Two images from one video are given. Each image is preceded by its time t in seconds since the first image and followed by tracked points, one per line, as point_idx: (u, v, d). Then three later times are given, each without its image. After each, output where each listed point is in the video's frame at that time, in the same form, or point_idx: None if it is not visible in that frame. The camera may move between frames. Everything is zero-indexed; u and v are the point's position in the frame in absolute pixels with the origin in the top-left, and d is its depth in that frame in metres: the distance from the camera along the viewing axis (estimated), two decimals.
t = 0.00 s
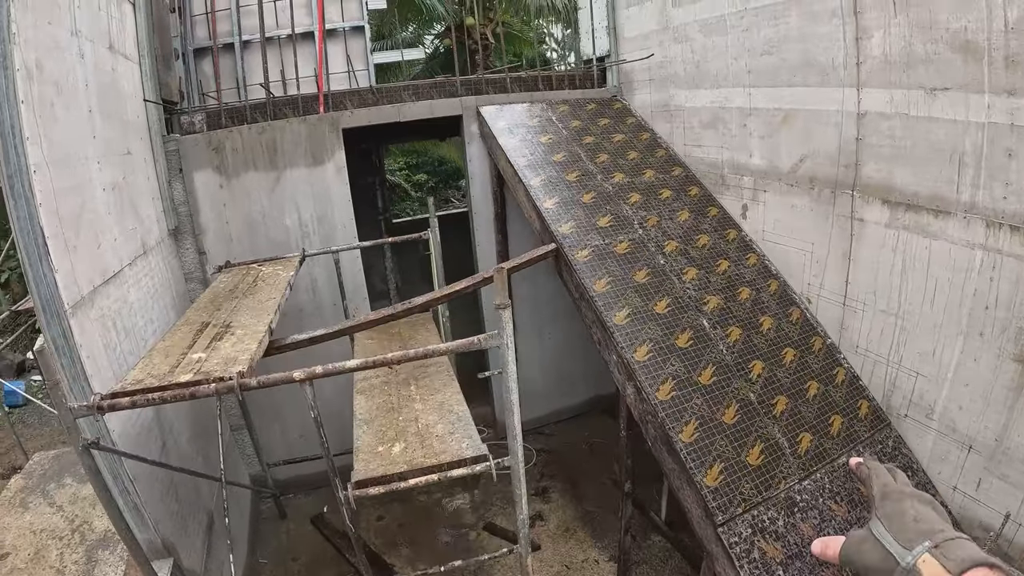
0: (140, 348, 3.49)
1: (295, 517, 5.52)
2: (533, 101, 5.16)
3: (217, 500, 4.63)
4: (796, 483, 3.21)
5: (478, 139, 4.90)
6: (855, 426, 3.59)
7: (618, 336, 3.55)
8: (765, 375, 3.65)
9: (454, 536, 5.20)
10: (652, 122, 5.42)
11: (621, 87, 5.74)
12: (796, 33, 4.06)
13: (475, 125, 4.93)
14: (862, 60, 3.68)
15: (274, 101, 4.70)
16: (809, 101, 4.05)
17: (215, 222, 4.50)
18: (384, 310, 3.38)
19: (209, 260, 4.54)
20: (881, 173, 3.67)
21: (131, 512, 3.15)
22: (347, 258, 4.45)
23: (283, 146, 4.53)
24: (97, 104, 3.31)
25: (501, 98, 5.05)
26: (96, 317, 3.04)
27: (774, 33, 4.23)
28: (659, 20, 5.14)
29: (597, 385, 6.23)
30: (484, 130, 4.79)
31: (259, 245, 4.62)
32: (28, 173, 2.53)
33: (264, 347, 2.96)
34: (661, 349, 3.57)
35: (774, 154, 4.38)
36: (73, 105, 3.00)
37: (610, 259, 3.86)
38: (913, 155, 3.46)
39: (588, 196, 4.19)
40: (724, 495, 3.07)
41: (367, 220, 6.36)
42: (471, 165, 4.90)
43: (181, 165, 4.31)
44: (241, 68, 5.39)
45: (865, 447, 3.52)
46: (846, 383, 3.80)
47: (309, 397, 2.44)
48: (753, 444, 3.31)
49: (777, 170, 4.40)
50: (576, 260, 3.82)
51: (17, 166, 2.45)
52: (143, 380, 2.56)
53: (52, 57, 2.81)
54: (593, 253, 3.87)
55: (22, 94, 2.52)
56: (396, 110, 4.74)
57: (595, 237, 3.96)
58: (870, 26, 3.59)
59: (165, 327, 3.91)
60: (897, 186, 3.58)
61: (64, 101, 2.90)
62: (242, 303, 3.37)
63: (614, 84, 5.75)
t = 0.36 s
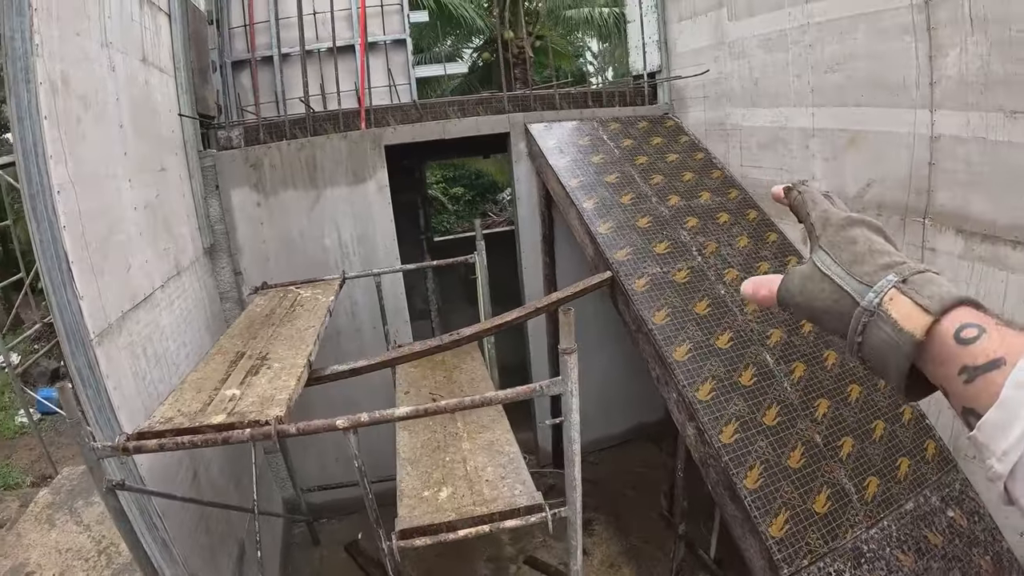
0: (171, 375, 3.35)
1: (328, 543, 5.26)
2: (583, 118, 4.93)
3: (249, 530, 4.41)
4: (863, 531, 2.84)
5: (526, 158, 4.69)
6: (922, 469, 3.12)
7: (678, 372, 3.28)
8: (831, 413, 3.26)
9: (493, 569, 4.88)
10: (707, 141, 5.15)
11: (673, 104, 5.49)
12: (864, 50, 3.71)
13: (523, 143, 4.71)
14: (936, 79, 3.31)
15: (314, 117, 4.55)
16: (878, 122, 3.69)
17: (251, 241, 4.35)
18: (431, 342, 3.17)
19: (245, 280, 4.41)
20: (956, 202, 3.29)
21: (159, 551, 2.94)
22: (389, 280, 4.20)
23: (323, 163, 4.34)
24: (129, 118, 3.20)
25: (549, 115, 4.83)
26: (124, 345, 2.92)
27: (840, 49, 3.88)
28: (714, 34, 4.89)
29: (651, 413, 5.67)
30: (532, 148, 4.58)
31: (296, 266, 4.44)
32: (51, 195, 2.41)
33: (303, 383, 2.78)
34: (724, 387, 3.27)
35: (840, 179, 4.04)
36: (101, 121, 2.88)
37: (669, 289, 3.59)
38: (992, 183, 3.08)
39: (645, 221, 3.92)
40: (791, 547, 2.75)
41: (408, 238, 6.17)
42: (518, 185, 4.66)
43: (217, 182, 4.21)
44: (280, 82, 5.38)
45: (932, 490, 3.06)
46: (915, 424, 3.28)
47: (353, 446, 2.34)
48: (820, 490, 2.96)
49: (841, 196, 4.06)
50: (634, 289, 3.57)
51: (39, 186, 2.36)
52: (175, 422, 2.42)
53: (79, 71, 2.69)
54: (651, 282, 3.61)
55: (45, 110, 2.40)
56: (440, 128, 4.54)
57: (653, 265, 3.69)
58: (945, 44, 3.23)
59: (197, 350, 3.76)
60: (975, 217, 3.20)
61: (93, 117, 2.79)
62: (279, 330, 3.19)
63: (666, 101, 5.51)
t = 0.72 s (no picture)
0: (198, 399, 3.22)
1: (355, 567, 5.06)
2: (629, 136, 4.73)
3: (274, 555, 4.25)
4: None
5: (570, 177, 4.49)
6: (980, 515, 2.83)
7: (728, 411, 3.01)
8: (888, 456, 2.94)
9: None
10: (757, 160, 4.86)
11: (722, 122, 5.21)
12: (929, 64, 3.43)
13: (567, 161, 4.52)
14: (1004, 97, 3.03)
15: (352, 133, 4.42)
16: (943, 143, 3.40)
17: (285, 258, 4.23)
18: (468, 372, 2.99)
19: (278, 298, 4.30)
20: None
21: None
22: (428, 302, 4.00)
23: (359, 179, 4.19)
24: (160, 132, 3.11)
25: (594, 133, 4.65)
26: (149, 368, 2.79)
27: (902, 65, 3.61)
28: (766, 49, 4.64)
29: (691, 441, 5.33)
30: (577, 167, 4.39)
31: (331, 284, 4.29)
32: (72, 215, 2.30)
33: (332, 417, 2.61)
34: (776, 426, 2.98)
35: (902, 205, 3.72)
36: (129, 137, 2.78)
37: (720, 321, 3.34)
38: None
39: (695, 247, 3.70)
40: None
41: (448, 257, 6.03)
42: (562, 205, 4.48)
43: (252, 199, 4.12)
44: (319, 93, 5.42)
45: (990, 538, 2.77)
46: (974, 466, 2.98)
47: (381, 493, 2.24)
48: (876, 541, 2.66)
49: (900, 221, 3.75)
50: (684, 321, 3.33)
51: (60, 205, 2.25)
52: (196, 456, 2.26)
53: (106, 84, 2.60)
54: (702, 313, 3.37)
55: (67, 125, 2.30)
56: (481, 145, 4.39)
57: (704, 293, 3.46)
58: (1012, 59, 2.97)
59: (227, 370, 3.65)
60: None
61: (120, 132, 2.70)
62: (310, 356, 3.04)
63: (714, 119, 5.24)
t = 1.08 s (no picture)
0: (213, 425, 3.11)
1: None
2: (665, 157, 4.52)
3: None
4: None
5: (603, 201, 4.33)
6: None
7: (760, 456, 2.75)
8: (928, 507, 2.64)
9: None
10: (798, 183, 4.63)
11: (761, 142, 5.00)
12: (977, 83, 3.15)
13: (600, 185, 4.36)
14: None
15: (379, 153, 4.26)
16: (994, 167, 3.08)
17: (310, 281, 4.13)
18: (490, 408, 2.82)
19: (302, 321, 4.18)
20: None
21: None
22: (453, 328, 3.82)
23: (386, 201, 4.07)
24: (178, 155, 3.09)
25: (629, 155, 4.46)
26: (163, 397, 2.70)
27: (950, 84, 3.32)
28: (806, 66, 4.41)
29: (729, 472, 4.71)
30: (610, 191, 4.22)
31: (356, 308, 4.16)
32: (82, 245, 2.27)
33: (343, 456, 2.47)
34: (812, 474, 2.70)
35: (948, 235, 3.42)
36: (144, 163, 2.77)
37: (756, 357, 3.12)
38: None
39: (730, 276, 3.50)
40: None
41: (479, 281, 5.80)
42: (594, 231, 4.31)
43: (277, 219, 4.04)
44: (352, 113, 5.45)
45: None
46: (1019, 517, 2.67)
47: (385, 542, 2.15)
48: None
49: (950, 252, 3.45)
50: (717, 358, 3.12)
51: (70, 235, 2.23)
52: (198, 494, 2.13)
53: (119, 111, 2.61)
54: (737, 349, 3.15)
55: (77, 154, 2.29)
56: (511, 167, 4.24)
57: (739, 327, 3.24)
58: None
59: (246, 394, 3.55)
60: None
61: (133, 158, 2.69)
62: (326, 388, 2.91)
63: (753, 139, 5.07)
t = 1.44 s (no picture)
0: (225, 447, 3.11)
1: None
2: (687, 179, 4.41)
3: None
4: None
5: (623, 224, 4.26)
6: None
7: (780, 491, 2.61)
8: (955, 547, 2.46)
9: None
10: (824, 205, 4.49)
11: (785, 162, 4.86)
12: (1009, 103, 3.02)
13: (621, 208, 4.30)
14: None
15: (397, 175, 4.22)
16: None
17: (327, 301, 4.12)
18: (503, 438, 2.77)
19: (318, 342, 4.17)
20: None
21: None
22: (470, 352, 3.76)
23: (404, 223, 4.05)
24: (192, 176, 3.10)
25: (649, 177, 4.37)
26: (172, 422, 2.69)
27: (980, 104, 3.20)
28: (831, 86, 4.28)
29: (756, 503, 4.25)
30: (631, 214, 4.15)
31: (374, 330, 4.13)
32: (91, 270, 2.28)
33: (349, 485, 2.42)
34: (835, 513, 2.55)
35: (979, 258, 3.30)
36: (157, 184, 2.79)
37: (777, 388, 3.01)
38: None
39: (753, 304, 3.43)
40: None
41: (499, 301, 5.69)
42: (615, 254, 4.24)
43: (294, 240, 4.03)
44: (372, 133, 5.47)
45: None
46: None
47: None
48: None
49: (981, 278, 3.30)
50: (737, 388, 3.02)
51: (79, 259, 2.24)
52: (202, 522, 2.10)
53: (132, 134, 2.63)
54: (758, 380, 3.04)
55: (86, 178, 2.31)
56: (531, 188, 4.18)
57: (761, 357, 3.15)
58: None
59: (261, 416, 3.54)
60: None
61: (145, 181, 2.70)
62: (336, 415, 2.88)
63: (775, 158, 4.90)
